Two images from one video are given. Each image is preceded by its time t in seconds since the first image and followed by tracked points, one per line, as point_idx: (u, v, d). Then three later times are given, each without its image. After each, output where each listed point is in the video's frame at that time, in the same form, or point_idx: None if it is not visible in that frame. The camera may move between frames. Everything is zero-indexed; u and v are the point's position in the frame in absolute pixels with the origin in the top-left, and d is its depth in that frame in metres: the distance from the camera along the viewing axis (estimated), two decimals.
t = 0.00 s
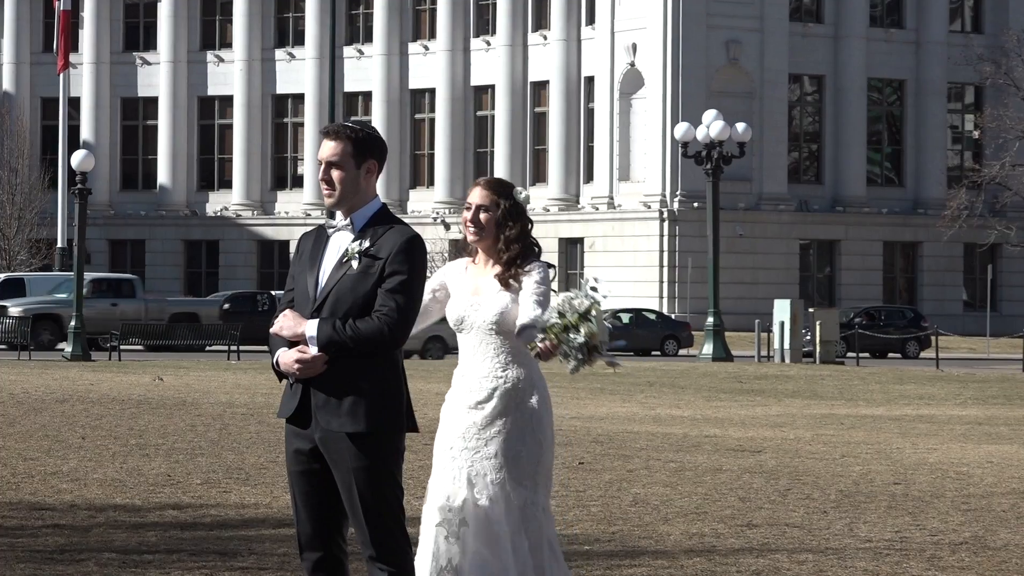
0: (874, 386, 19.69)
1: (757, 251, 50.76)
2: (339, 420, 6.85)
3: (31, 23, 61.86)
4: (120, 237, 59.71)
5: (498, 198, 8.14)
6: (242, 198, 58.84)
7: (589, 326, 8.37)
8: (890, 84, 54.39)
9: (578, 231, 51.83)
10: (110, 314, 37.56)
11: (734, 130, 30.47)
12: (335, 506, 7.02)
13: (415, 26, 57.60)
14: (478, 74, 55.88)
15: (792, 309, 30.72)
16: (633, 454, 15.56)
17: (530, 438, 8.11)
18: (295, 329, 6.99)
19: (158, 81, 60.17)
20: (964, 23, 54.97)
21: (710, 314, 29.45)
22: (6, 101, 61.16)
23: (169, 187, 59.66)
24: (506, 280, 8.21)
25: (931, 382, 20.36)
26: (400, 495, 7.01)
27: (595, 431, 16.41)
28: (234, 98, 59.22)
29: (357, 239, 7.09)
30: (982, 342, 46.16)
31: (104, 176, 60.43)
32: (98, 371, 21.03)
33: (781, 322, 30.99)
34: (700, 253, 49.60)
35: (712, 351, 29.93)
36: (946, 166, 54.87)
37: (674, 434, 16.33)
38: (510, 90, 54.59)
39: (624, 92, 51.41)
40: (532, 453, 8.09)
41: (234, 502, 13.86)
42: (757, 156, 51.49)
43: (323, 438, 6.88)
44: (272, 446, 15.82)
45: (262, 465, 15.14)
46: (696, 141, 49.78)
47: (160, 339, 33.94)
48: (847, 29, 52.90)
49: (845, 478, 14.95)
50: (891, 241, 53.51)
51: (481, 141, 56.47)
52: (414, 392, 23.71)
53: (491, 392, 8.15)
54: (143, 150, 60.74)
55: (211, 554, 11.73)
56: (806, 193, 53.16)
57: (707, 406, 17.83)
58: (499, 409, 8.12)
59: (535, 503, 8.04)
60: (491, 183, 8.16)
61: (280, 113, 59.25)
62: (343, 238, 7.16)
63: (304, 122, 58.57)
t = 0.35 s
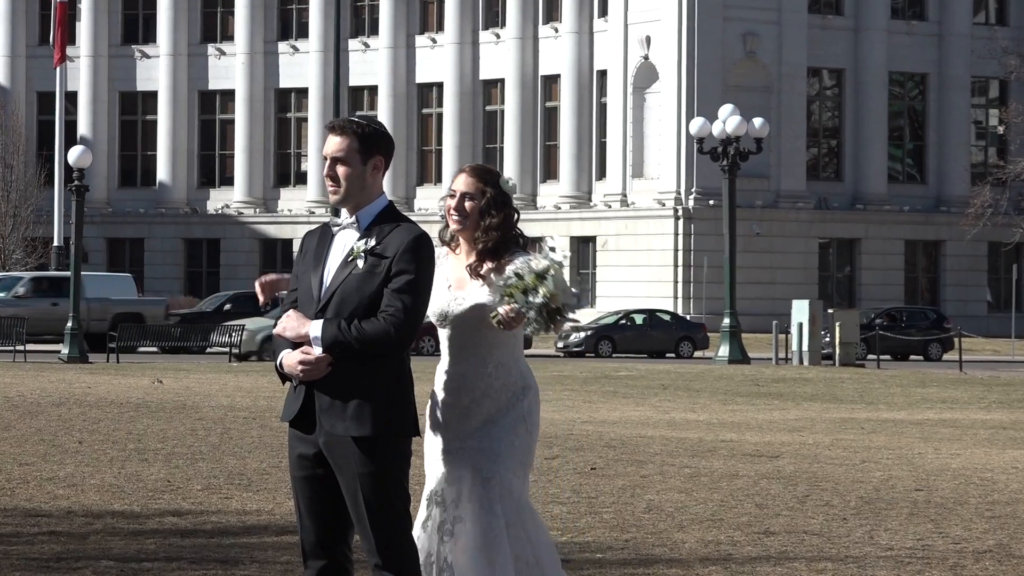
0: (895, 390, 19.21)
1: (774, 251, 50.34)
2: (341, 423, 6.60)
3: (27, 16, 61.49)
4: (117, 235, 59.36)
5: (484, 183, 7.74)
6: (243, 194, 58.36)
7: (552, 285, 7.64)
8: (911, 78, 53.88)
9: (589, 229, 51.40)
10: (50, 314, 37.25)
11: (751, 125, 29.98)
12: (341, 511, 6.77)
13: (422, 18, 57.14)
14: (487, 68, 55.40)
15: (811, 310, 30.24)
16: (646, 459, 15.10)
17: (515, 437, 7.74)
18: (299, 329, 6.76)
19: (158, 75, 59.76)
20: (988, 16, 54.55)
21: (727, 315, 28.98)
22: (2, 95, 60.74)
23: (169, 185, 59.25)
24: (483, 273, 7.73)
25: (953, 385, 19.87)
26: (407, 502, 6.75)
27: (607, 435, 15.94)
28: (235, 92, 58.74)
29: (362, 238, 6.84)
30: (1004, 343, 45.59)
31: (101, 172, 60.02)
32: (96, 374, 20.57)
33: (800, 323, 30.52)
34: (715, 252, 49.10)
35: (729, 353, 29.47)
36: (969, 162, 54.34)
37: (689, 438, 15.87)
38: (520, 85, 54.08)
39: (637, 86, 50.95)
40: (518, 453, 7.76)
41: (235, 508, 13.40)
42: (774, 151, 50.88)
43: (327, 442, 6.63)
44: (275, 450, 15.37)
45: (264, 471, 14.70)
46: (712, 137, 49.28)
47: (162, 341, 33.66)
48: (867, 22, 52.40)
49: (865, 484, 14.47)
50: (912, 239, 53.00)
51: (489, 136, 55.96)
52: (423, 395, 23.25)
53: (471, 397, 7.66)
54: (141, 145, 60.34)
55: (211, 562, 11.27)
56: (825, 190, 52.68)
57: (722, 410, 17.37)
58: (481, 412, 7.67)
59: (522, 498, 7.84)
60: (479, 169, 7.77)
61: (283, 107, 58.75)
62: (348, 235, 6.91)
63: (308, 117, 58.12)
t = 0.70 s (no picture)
0: (915, 393, 18.74)
1: (792, 250, 49.89)
2: (341, 428, 6.18)
3: (20, 8, 60.98)
4: (113, 233, 59.00)
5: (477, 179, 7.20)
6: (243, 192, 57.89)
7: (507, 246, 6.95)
8: (933, 72, 53.42)
9: (601, 228, 50.98)
10: None
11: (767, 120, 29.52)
12: (344, 520, 6.36)
13: (427, 10, 56.70)
14: (494, 61, 54.90)
15: (828, 311, 29.78)
16: (659, 465, 14.63)
17: (506, 442, 7.10)
18: (299, 331, 6.33)
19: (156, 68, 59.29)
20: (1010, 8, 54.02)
21: (741, 316, 28.53)
22: None
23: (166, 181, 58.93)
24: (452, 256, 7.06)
25: (974, 388, 19.39)
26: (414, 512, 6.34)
27: (619, 440, 15.48)
28: (235, 86, 58.24)
29: (366, 236, 6.39)
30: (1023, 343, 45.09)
31: (97, 169, 59.47)
32: (93, 376, 20.11)
33: (817, 324, 30.07)
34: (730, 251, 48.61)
35: (745, 355, 28.99)
36: (991, 157, 53.89)
37: (703, 443, 15.40)
38: (529, 78, 53.61)
39: (649, 80, 50.43)
40: (510, 459, 7.12)
41: (235, 516, 12.94)
42: (792, 148, 50.34)
43: (328, 448, 6.21)
44: (276, 455, 14.91)
45: (265, 477, 14.23)
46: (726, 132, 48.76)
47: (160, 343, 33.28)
48: (885, 14, 51.86)
49: (885, 491, 14.00)
50: (935, 237, 52.47)
51: (497, 132, 55.51)
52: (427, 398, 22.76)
53: (457, 400, 7.02)
54: (138, 141, 59.90)
55: (209, 572, 10.80)
56: (845, 187, 52.11)
57: (737, 414, 16.89)
58: (467, 417, 7.04)
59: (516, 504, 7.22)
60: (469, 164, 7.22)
61: (284, 102, 58.21)
62: (352, 233, 6.46)
63: (310, 111, 57.65)
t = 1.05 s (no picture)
0: (925, 395, 18.57)
1: (800, 249, 49.69)
2: (346, 430, 6.09)
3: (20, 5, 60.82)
4: (114, 232, 58.79)
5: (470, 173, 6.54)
6: (245, 191, 57.68)
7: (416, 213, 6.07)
8: (943, 69, 53.21)
9: (607, 228, 50.81)
10: None
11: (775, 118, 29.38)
12: (349, 520, 6.29)
13: (432, 8, 56.53)
14: (499, 59, 54.73)
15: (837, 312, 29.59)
16: (665, 467, 14.47)
17: (486, 448, 6.35)
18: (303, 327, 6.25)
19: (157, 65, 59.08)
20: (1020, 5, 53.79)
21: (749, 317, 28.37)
22: None
23: (167, 180, 58.66)
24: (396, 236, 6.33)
25: (984, 390, 19.23)
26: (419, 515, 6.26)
27: (625, 442, 15.32)
28: (237, 83, 58.07)
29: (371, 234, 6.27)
30: None
31: (97, 168, 59.31)
32: (93, 378, 19.97)
33: (826, 325, 29.86)
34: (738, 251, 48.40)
35: (752, 356, 28.84)
36: (1002, 156, 53.67)
37: (710, 445, 15.24)
38: (534, 75, 53.41)
39: (657, 78, 50.23)
40: (487, 467, 6.34)
41: (237, 518, 12.79)
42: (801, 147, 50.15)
43: (334, 450, 6.13)
44: (278, 457, 14.75)
45: (268, 479, 14.08)
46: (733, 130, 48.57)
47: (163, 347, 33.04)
48: (895, 11, 51.68)
49: (894, 493, 13.84)
50: (947, 236, 52.20)
51: (502, 131, 55.31)
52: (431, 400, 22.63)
53: (435, 398, 6.37)
54: (139, 138, 59.75)
55: None
56: (852, 185, 51.92)
57: (745, 416, 16.73)
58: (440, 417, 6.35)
59: (497, 522, 6.40)
60: (463, 154, 6.58)
61: (286, 99, 58.09)
62: (359, 232, 6.34)
63: (312, 108, 57.53)
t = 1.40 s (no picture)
0: (930, 396, 18.46)
1: (805, 250, 49.61)
2: (341, 428, 6.17)
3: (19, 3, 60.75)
4: (114, 233, 58.71)
5: (454, 163, 6.53)
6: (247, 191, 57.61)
7: (371, 201, 6.27)
8: (948, 68, 53.07)
9: (610, 228, 50.77)
10: None
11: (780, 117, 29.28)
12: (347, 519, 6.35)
13: (433, 7, 56.43)
14: (501, 57, 54.63)
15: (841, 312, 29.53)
16: (669, 469, 14.37)
17: (452, 451, 6.26)
18: (290, 320, 6.30)
19: (156, 64, 58.97)
20: None
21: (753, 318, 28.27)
22: None
23: (167, 181, 58.59)
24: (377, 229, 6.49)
25: (989, 391, 19.11)
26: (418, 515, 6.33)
27: (628, 444, 15.22)
28: (238, 83, 57.94)
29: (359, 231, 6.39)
30: None
31: (97, 168, 59.25)
32: (92, 379, 19.88)
33: (831, 326, 29.78)
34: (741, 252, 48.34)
35: (755, 356, 28.74)
36: (1009, 156, 53.52)
37: (714, 446, 15.15)
38: (537, 74, 53.31)
39: (660, 77, 50.12)
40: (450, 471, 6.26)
41: (238, 520, 12.71)
42: (804, 147, 50.04)
43: (330, 448, 6.21)
44: (278, 459, 14.66)
45: (268, 481, 13.99)
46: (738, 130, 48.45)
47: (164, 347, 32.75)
48: (901, 10, 51.61)
49: (899, 494, 13.75)
50: (951, 236, 52.14)
51: (505, 131, 55.19)
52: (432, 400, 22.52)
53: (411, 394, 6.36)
54: (139, 138, 59.69)
55: None
56: (857, 185, 51.83)
57: (749, 416, 16.64)
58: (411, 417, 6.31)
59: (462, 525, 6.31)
60: (448, 147, 6.58)
61: (287, 98, 57.98)
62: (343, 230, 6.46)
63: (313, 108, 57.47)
